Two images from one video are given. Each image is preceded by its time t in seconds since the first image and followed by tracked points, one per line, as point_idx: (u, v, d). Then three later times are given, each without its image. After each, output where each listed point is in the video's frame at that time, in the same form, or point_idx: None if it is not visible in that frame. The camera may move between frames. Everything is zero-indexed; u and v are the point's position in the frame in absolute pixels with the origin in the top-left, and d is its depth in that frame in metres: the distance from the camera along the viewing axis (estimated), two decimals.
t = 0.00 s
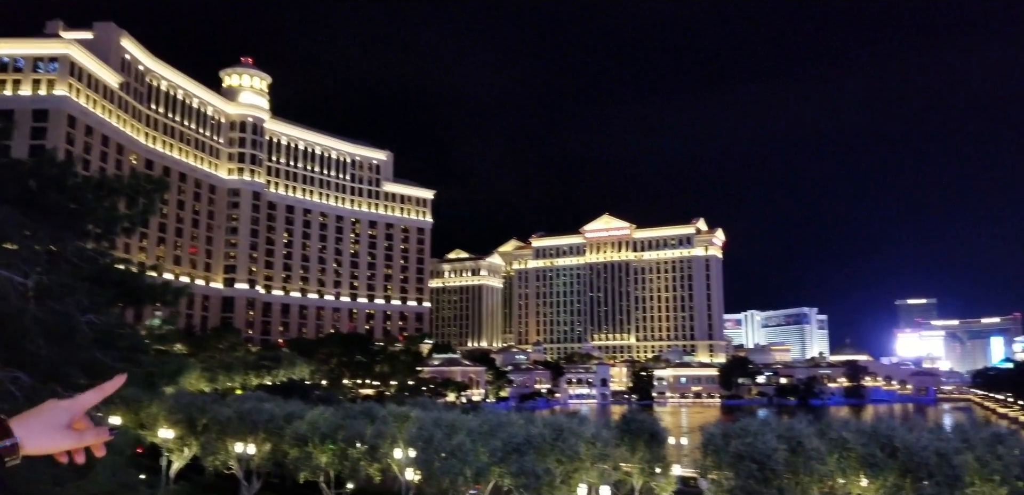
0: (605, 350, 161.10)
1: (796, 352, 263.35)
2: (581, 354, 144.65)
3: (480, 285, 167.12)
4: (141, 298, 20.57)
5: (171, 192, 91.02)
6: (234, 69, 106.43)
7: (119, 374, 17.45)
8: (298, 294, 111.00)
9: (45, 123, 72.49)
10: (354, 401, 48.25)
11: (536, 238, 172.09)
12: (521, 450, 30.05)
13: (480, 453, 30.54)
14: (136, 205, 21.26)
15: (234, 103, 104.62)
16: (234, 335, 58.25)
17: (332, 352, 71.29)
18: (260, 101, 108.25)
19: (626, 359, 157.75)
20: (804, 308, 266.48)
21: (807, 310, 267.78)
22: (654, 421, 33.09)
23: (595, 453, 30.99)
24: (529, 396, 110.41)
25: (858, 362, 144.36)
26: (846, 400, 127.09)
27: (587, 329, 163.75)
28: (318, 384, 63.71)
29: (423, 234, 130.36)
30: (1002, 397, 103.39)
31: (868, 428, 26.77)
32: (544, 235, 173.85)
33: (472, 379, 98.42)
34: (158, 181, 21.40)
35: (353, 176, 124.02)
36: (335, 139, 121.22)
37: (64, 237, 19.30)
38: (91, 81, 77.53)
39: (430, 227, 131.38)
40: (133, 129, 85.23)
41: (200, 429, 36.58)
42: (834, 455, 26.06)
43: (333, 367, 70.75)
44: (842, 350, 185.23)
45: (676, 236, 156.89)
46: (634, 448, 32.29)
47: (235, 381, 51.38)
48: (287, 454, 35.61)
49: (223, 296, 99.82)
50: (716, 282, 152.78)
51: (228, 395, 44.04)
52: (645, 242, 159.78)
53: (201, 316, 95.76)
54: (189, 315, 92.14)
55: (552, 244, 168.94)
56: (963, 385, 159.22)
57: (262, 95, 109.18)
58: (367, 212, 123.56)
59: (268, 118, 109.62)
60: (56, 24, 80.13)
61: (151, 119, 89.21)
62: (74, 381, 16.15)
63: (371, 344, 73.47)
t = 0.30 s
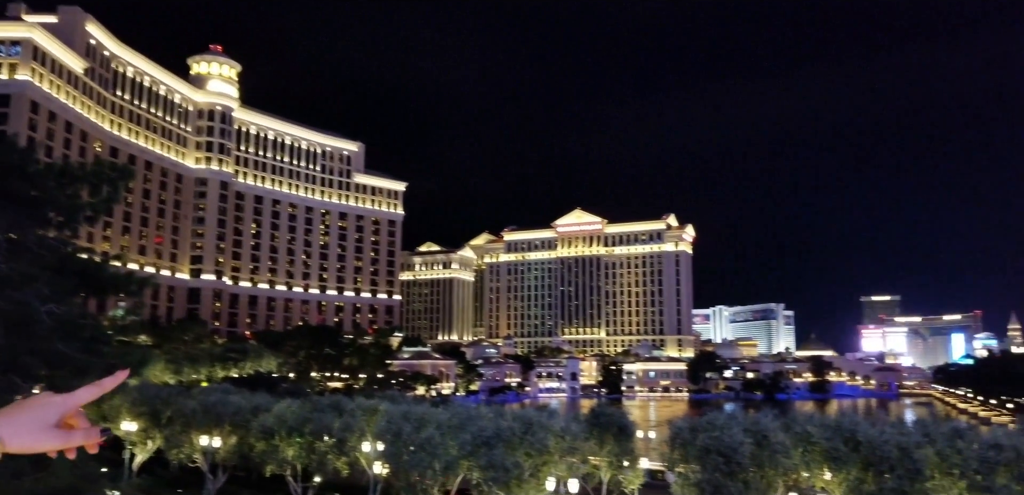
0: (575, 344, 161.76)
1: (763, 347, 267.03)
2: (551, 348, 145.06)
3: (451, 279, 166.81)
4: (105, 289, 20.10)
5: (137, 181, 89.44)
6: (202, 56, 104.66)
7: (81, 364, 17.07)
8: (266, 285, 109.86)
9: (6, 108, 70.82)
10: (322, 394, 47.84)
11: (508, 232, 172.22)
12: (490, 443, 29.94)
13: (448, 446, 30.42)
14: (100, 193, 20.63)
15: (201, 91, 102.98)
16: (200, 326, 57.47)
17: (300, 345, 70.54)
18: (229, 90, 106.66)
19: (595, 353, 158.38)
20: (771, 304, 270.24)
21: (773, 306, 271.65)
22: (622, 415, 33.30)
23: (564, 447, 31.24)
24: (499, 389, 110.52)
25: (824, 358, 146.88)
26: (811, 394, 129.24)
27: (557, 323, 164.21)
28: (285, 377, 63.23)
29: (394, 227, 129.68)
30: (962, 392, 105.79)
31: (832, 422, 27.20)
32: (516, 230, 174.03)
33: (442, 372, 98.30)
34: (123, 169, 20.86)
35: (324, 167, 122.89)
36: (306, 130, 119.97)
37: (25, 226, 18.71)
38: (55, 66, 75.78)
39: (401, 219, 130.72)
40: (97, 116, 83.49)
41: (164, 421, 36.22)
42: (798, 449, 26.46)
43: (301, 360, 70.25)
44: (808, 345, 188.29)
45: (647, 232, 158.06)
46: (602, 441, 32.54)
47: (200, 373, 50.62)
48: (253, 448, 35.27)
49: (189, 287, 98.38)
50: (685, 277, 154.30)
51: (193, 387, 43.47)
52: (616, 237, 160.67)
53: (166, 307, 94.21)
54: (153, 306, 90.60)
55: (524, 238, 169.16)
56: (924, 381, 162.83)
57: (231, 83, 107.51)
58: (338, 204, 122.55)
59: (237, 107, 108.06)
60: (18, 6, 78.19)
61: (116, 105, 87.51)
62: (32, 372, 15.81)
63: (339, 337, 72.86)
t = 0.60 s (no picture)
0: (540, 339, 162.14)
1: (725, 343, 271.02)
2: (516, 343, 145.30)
3: (416, 273, 166.20)
4: (57, 280, 19.55)
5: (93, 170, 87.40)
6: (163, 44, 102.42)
7: (31, 358, 16.65)
8: (226, 278, 108.33)
9: None
10: (284, 389, 47.32)
11: (474, 227, 172.10)
12: (454, 438, 29.93)
13: (412, 441, 30.41)
14: (54, 182, 19.98)
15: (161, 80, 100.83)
16: (159, 319, 56.50)
17: (261, 339, 69.40)
18: (190, 79, 104.68)
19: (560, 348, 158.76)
20: (733, 300, 274.32)
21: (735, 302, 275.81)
22: (586, 409, 33.38)
23: (528, 441, 31.41)
24: (463, 384, 110.26)
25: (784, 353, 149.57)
26: (771, 389, 131.46)
27: (522, 318, 164.44)
28: (246, 371, 62.57)
29: (359, 220, 128.61)
30: (916, 387, 108.61)
31: (790, 416, 27.68)
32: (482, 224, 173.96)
33: (406, 367, 98.12)
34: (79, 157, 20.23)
35: (287, 158, 121.33)
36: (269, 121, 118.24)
37: None
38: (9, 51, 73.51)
39: (366, 213, 129.67)
40: (52, 104, 81.32)
41: (119, 417, 35.54)
42: (757, 443, 26.90)
43: (262, 354, 69.38)
44: (768, 341, 191.69)
45: (612, 228, 159.05)
46: (566, 436, 32.59)
47: (159, 367, 49.69)
48: (212, 443, 34.80)
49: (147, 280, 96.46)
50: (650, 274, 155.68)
51: (150, 382, 42.70)
52: (582, 233, 161.38)
53: (123, 300, 92.20)
54: (110, 298, 88.65)
55: (490, 233, 169.20)
56: (880, 376, 166.94)
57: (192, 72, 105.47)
58: (301, 197, 121.17)
59: (199, 96, 106.06)
60: None
61: (72, 93, 85.32)
62: None
63: (301, 332, 72.36)
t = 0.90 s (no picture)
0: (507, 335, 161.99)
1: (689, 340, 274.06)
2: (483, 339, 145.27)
3: (383, 268, 165.32)
4: (13, 272, 18.93)
5: (52, 159, 85.36)
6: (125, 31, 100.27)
7: None
8: (188, 271, 106.86)
9: None
10: (246, 384, 46.78)
11: (442, 222, 171.74)
12: (420, 434, 29.86)
13: (377, 437, 30.16)
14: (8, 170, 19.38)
15: (124, 68, 98.73)
16: (119, 312, 55.52)
17: (225, 333, 69.02)
18: (153, 68, 102.70)
19: (528, 344, 158.88)
20: (698, 298, 277.34)
21: (700, 300, 278.83)
22: (552, 406, 33.46)
23: (494, 437, 31.43)
24: (430, 380, 109.72)
25: (748, 351, 151.72)
26: (734, 386, 133.47)
27: (490, 314, 164.24)
28: (208, 365, 61.91)
29: (326, 214, 127.42)
30: (876, 386, 110.82)
31: (752, 413, 28.02)
32: (451, 220, 173.77)
33: (372, 363, 98.00)
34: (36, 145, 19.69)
35: (252, 150, 119.63)
36: (234, 111, 116.42)
37: None
38: None
39: (333, 207, 128.51)
40: (10, 91, 79.22)
41: (77, 411, 34.94)
42: (720, 440, 27.24)
43: (225, 349, 68.43)
44: (732, 339, 194.33)
45: (580, 225, 159.83)
46: (532, 431, 32.71)
47: (117, 361, 48.74)
48: (172, 439, 34.25)
49: (107, 272, 94.60)
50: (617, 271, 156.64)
51: (108, 376, 41.92)
52: (550, 230, 161.90)
53: (82, 292, 90.27)
54: (68, 291, 86.67)
55: (459, 228, 169.10)
56: (841, 374, 170.29)
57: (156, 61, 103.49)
58: (266, 189, 119.74)
59: (162, 85, 104.06)
60: None
61: (31, 80, 83.22)
62: None
63: (265, 327, 71.62)
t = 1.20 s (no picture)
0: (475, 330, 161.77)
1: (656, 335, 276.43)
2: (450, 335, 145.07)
3: (349, 263, 163.93)
4: None
5: (8, 152, 83.33)
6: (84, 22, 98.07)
7: None
8: (150, 267, 105.22)
9: None
10: (207, 381, 46.06)
11: (410, 217, 171.08)
12: (386, 430, 29.74)
13: (343, 433, 29.85)
14: None
15: (83, 59, 96.52)
16: (77, 308, 54.46)
17: (187, 329, 68.25)
18: (114, 59, 100.47)
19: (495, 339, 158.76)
20: (665, 293, 279.70)
21: (667, 295, 281.19)
22: (519, 401, 33.43)
23: (461, 432, 31.47)
24: (397, 376, 109.23)
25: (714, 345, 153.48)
26: (700, 380, 135.20)
27: (458, 310, 163.87)
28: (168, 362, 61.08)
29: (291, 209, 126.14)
30: (837, 378, 112.77)
31: (716, 406, 28.29)
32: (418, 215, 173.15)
33: (338, 359, 97.01)
34: None
35: (216, 144, 117.77)
36: (196, 104, 114.49)
37: None
38: None
39: (298, 201, 127.23)
40: None
41: (36, 409, 34.32)
42: (686, 433, 27.56)
43: (188, 345, 67.54)
44: (698, 333, 196.65)
45: (548, 220, 160.41)
46: (499, 426, 32.66)
47: (77, 358, 47.75)
48: (133, 437, 33.61)
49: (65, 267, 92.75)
50: (585, 266, 157.47)
51: (66, 373, 41.10)
52: (518, 225, 162.18)
53: (40, 287, 88.39)
54: (25, 286, 84.80)
55: (426, 223, 168.67)
56: (804, 367, 173.07)
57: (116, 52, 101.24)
58: (230, 184, 118.16)
59: (122, 77, 101.91)
60: None
61: None
62: None
63: (230, 323, 71.01)
